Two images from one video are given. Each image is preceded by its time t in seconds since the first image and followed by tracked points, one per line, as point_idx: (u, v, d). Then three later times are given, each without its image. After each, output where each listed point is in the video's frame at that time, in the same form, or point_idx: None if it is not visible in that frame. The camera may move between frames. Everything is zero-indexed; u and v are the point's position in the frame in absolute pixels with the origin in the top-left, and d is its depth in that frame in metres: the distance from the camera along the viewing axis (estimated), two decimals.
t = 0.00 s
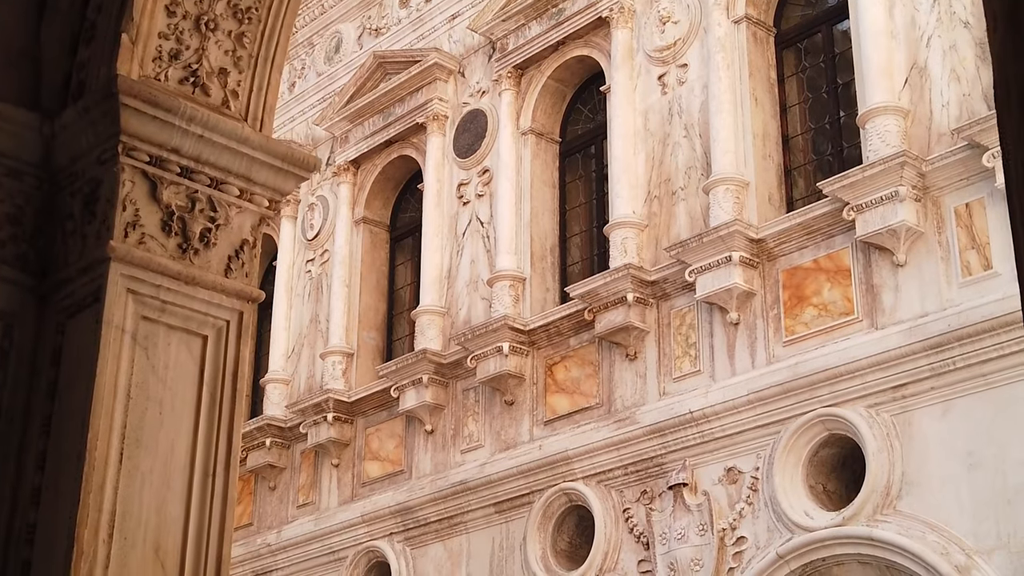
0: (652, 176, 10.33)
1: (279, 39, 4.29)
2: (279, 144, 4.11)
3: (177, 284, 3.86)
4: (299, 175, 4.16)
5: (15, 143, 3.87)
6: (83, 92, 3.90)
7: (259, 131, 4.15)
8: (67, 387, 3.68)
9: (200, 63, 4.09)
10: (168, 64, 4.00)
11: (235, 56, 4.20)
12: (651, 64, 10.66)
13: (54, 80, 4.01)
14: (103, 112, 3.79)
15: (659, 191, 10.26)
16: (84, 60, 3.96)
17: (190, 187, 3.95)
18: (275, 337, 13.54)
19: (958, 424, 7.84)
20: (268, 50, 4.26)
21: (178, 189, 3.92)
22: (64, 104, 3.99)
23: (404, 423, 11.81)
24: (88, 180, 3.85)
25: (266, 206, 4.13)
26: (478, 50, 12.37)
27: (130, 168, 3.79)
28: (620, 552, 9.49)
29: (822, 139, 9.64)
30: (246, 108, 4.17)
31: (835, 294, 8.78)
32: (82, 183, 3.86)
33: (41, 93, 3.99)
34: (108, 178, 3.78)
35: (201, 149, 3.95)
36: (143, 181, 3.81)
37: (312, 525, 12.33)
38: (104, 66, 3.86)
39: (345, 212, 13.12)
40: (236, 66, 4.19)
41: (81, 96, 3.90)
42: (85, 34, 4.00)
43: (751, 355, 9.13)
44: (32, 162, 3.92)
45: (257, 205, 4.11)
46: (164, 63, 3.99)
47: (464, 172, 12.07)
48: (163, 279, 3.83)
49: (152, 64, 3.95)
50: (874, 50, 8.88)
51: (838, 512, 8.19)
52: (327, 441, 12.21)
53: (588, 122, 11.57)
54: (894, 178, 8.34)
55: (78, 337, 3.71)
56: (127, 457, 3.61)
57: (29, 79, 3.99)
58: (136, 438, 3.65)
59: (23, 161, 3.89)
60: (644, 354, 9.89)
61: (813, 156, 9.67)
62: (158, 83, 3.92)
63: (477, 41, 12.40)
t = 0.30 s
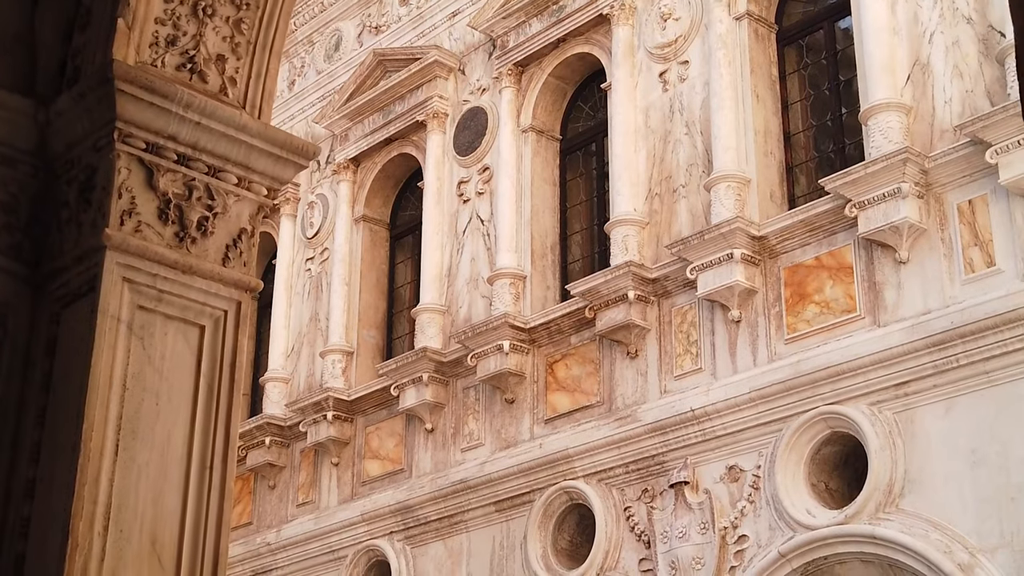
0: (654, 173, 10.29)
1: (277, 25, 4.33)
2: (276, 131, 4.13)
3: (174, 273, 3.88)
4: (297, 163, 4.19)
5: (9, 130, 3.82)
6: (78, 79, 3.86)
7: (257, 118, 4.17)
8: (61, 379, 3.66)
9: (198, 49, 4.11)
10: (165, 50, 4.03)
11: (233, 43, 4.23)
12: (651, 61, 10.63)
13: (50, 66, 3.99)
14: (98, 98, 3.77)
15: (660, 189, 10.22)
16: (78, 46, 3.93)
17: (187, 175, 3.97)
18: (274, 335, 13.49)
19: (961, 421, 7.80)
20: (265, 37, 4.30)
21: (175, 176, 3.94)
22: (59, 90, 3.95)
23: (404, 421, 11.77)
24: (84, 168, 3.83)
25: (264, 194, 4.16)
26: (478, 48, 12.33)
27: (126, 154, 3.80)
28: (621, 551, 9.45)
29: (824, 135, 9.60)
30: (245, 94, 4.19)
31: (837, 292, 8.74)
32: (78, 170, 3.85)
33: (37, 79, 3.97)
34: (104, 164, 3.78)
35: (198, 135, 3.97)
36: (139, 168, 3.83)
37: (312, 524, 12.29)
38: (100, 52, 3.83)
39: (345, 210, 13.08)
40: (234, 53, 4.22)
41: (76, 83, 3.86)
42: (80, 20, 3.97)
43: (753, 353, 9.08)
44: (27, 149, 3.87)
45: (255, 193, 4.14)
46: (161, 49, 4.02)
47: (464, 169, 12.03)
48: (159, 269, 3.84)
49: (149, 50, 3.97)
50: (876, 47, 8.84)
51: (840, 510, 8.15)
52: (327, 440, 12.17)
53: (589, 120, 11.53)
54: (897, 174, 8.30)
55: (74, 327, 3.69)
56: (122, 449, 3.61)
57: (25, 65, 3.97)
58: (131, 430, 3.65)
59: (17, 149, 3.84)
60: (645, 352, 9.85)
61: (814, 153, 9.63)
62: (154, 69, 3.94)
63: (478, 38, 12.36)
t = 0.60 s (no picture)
0: (654, 171, 10.25)
1: (275, 13, 4.36)
2: (274, 121, 4.15)
3: (170, 264, 3.90)
4: (296, 154, 4.21)
5: (3, 119, 3.86)
6: (73, 67, 3.87)
7: (255, 107, 4.18)
8: (56, 371, 3.68)
9: (195, 38, 4.13)
10: (162, 39, 4.04)
11: (230, 31, 4.25)
12: (652, 58, 10.59)
13: (45, 54, 4.00)
14: (93, 86, 3.79)
15: (661, 186, 10.18)
16: (74, 34, 3.94)
17: (184, 164, 3.99)
18: (274, 334, 13.46)
19: (963, 419, 7.77)
20: (263, 26, 4.32)
21: (172, 166, 3.96)
22: (54, 79, 3.96)
23: (404, 420, 11.74)
24: (79, 157, 3.86)
25: (262, 183, 4.19)
26: (478, 45, 12.29)
27: (122, 143, 3.82)
28: (622, 550, 9.42)
29: (825, 132, 9.56)
30: (242, 84, 4.20)
31: (838, 290, 8.69)
32: (73, 159, 3.87)
33: (32, 67, 3.98)
34: (99, 153, 3.80)
35: (195, 124, 3.99)
36: (135, 158, 3.84)
37: (312, 523, 12.25)
38: (95, 39, 3.85)
39: (344, 208, 13.05)
40: (231, 41, 4.23)
41: (71, 71, 3.87)
42: (75, 8, 3.97)
43: (755, 351, 9.04)
44: (21, 138, 3.90)
45: (253, 183, 4.17)
46: (158, 37, 4.03)
47: (464, 167, 11.99)
48: (155, 260, 3.86)
49: (145, 37, 3.99)
50: (878, 44, 8.80)
51: (841, 509, 8.10)
52: (326, 438, 12.13)
53: (589, 117, 11.49)
54: (899, 171, 8.24)
55: (69, 318, 3.71)
56: (118, 442, 3.63)
57: (20, 53, 3.99)
58: (127, 423, 3.67)
59: (12, 138, 3.87)
60: (646, 350, 9.81)
61: (816, 150, 9.59)
62: (150, 57, 3.97)
63: (478, 36, 12.32)
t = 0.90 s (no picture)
0: (655, 169, 10.21)
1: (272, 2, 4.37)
2: (271, 109, 4.15)
3: (166, 253, 3.90)
4: (294, 142, 4.22)
5: None
6: (67, 53, 3.92)
7: (252, 95, 4.19)
8: (49, 363, 3.69)
9: (191, 26, 4.14)
10: (158, 26, 4.05)
11: (227, 19, 4.26)
12: (653, 55, 10.55)
13: (38, 42, 4.04)
14: (87, 72, 3.80)
15: (662, 184, 10.14)
16: (68, 21, 3.98)
17: (180, 153, 3.99)
18: (274, 333, 13.42)
19: (965, 417, 7.73)
20: (260, 14, 4.33)
21: (168, 154, 3.96)
22: (47, 66, 4.00)
23: (404, 419, 11.70)
24: (74, 144, 3.86)
25: (260, 172, 4.19)
26: (478, 43, 12.25)
27: (116, 131, 3.82)
28: (623, 548, 9.38)
29: (827, 130, 9.53)
30: (239, 72, 4.21)
31: (840, 287, 8.65)
32: (66, 147, 3.88)
33: (25, 55, 4.02)
34: (94, 141, 3.80)
35: (191, 113, 3.99)
36: (129, 145, 3.84)
37: (311, 522, 12.21)
38: (89, 26, 3.87)
39: (344, 206, 13.02)
40: (227, 29, 4.25)
41: (65, 57, 3.91)
42: None
43: (756, 349, 9.00)
44: (15, 126, 3.91)
45: (250, 172, 4.16)
46: (153, 25, 4.04)
47: (464, 165, 11.94)
48: (150, 249, 3.86)
49: (141, 24, 3.99)
50: (880, 40, 8.76)
51: (843, 507, 8.07)
52: (326, 437, 12.09)
53: (590, 115, 11.45)
54: (901, 168, 8.18)
55: (63, 309, 3.72)
56: (112, 435, 3.64)
57: (13, 40, 4.03)
58: (122, 415, 3.68)
59: (6, 126, 3.89)
60: (646, 349, 9.77)
61: (818, 148, 9.55)
62: (146, 44, 3.96)
63: (478, 33, 12.28)
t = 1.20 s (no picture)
0: (655, 166, 10.17)
1: None
2: (267, 97, 4.21)
3: (159, 243, 3.98)
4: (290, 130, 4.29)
5: None
6: (60, 40, 3.96)
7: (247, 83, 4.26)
8: (41, 353, 3.76)
9: (186, 14, 4.19)
10: (153, 14, 4.10)
11: (223, 8, 4.32)
12: (653, 53, 10.52)
13: (30, 28, 4.07)
14: (81, 58, 3.84)
15: (662, 181, 10.10)
16: (60, 9, 4.02)
17: (174, 141, 4.07)
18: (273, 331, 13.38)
19: (967, 415, 7.70)
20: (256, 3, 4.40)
21: (162, 143, 4.04)
22: (39, 53, 4.04)
23: (403, 417, 11.66)
24: (67, 132, 3.92)
25: (255, 161, 4.27)
26: (478, 40, 12.21)
27: (108, 118, 3.87)
28: (623, 547, 9.35)
29: (828, 127, 9.49)
30: (234, 60, 4.27)
31: (841, 285, 8.61)
32: (59, 136, 3.94)
33: (17, 41, 4.05)
34: (86, 129, 3.87)
35: (186, 101, 4.05)
36: (122, 133, 3.91)
37: (311, 521, 12.17)
38: (82, 13, 3.90)
39: (344, 204, 12.98)
40: (223, 18, 4.31)
41: (58, 44, 3.95)
42: None
43: (757, 347, 8.96)
44: (8, 114, 3.96)
45: (245, 161, 4.25)
46: (148, 13, 4.09)
47: (464, 163, 11.91)
48: (143, 239, 3.94)
49: (135, 12, 4.04)
50: (881, 37, 8.72)
51: (845, 506, 8.03)
52: (325, 436, 12.06)
53: (590, 112, 11.41)
54: (902, 165, 8.14)
55: (55, 299, 3.79)
56: (105, 427, 3.72)
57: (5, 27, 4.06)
58: (114, 408, 3.75)
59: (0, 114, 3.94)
60: (647, 347, 9.74)
61: (818, 145, 9.52)
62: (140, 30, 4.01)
63: (478, 31, 12.25)
